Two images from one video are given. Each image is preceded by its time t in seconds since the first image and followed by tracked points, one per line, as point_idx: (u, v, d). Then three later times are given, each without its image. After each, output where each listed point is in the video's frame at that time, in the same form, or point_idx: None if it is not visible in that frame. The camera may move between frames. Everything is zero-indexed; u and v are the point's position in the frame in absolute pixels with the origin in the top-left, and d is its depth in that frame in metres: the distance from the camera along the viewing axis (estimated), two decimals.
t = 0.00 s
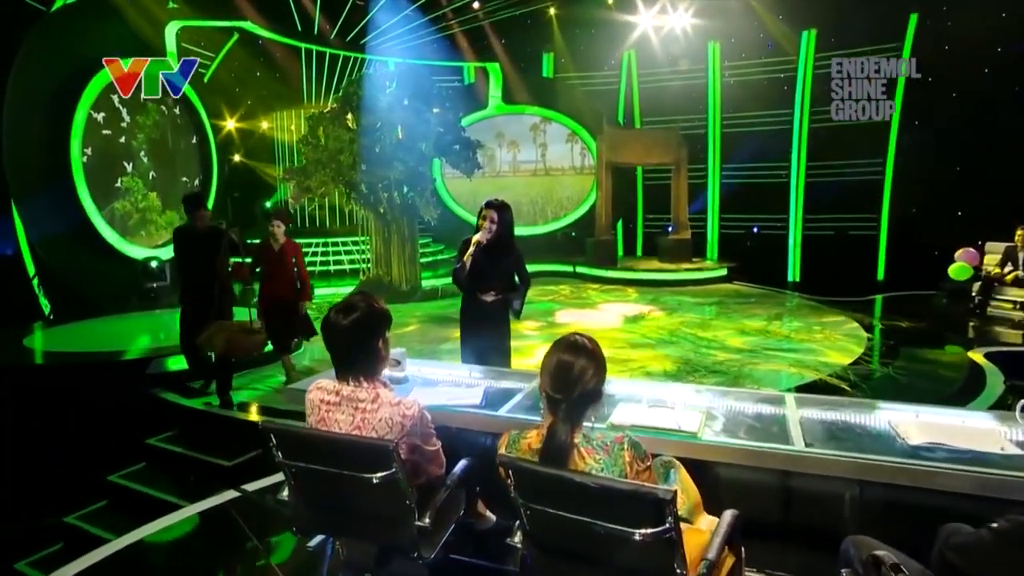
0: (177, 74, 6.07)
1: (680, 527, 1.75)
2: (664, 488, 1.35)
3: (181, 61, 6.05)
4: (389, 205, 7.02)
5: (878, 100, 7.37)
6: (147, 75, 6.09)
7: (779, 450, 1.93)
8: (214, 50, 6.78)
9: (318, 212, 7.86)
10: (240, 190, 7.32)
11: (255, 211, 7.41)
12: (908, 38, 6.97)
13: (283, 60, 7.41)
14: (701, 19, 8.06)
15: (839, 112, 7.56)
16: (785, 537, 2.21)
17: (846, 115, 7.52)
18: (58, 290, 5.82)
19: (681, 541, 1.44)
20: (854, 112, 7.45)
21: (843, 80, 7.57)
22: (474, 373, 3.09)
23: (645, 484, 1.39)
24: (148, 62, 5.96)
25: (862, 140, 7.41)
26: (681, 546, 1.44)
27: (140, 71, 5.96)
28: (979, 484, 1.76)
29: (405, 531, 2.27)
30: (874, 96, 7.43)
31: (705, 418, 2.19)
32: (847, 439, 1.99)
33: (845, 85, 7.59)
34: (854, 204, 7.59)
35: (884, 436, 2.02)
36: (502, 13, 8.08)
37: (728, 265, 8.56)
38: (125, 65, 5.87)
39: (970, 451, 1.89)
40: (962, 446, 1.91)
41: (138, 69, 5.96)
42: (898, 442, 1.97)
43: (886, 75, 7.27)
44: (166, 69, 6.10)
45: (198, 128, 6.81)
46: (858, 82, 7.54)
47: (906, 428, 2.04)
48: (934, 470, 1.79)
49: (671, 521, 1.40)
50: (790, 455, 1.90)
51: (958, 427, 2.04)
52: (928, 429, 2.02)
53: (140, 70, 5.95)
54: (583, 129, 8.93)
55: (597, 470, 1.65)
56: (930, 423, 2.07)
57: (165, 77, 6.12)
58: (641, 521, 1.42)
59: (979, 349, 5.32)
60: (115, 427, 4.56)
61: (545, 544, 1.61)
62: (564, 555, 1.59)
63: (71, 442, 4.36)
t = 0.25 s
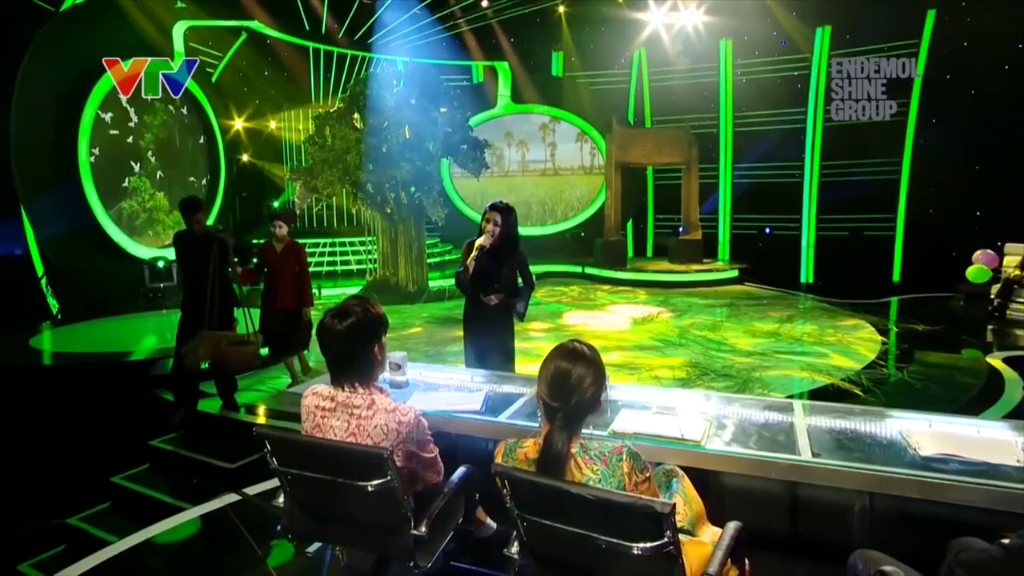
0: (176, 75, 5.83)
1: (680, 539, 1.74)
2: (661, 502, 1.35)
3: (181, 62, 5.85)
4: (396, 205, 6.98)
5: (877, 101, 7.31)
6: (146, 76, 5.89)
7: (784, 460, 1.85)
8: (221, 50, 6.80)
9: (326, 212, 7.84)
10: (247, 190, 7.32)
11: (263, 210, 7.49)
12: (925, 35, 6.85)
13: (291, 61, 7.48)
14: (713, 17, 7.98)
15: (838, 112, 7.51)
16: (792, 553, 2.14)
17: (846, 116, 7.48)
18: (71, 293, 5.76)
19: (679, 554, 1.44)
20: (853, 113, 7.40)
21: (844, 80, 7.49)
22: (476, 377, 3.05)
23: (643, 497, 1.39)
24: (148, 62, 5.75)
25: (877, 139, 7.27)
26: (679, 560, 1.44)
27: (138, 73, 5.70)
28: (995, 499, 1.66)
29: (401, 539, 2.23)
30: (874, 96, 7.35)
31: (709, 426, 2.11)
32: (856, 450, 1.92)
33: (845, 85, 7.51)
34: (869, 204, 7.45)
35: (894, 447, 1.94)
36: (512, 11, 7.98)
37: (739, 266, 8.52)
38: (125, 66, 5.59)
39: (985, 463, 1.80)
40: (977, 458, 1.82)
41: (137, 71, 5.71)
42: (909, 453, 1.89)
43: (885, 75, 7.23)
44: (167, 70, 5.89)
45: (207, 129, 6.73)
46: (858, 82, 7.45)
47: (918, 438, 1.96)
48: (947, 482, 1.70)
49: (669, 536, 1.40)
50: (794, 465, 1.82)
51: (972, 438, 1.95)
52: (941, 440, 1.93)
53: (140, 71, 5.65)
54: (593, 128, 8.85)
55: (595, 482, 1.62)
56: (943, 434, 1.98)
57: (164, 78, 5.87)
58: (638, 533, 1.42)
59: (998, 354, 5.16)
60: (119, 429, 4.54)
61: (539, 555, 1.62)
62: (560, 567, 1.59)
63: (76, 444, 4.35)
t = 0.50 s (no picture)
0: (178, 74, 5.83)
1: (681, 551, 1.68)
2: (659, 516, 1.35)
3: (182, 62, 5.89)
4: (403, 204, 6.93)
5: (877, 101, 7.23)
6: (147, 77, 5.77)
7: (792, 470, 1.79)
8: (230, 48, 6.62)
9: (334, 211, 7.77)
10: (257, 188, 7.09)
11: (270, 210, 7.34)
12: (944, 30, 6.66)
13: (300, 60, 7.45)
14: (726, 13, 7.85)
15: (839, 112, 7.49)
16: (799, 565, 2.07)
17: (847, 116, 7.45)
18: (79, 293, 5.71)
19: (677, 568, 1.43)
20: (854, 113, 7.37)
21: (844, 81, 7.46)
22: (479, 381, 3.01)
23: (642, 509, 1.38)
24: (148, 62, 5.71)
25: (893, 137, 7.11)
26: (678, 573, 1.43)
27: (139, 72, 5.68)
28: (1008, 513, 1.59)
29: (398, 547, 2.18)
30: (874, 96, 7.28)
31: (714, 433, 2.06)
32: (865, 459, 1.86)
33: (845, 85, 7.48)
34: (884, 204, 7.30)
35: (906, 457, 1.88)
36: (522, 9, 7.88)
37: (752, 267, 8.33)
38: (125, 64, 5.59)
39: (1002, 475, 1.73)
40: (993, 470, 1.75)
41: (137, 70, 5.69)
42: (921, 464, 1.83)
43: (886, 75, 7.17)
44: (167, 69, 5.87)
45: (215, 127, 6.50)
46: (858, 82, 7.44)
47: (930, 448, 1.89)
48: (963, 495, 1.63)
49: (667, 550, 1.39)
50: (802, 476, 1.77)
51: (988, 448, 1.87)
52: (956, 449, 1.86)
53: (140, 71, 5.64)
54: (603, 127, 8.87)
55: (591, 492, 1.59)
56: (957, 444, 1.91)
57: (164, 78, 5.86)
58: (636, 546, 1.41)
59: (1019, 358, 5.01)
60: (125, 429, 4.53)
61: (536, 563, 1.62)
62: None
63: (82, 444, 4.34)
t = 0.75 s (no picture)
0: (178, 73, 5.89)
1: (682, 566, 1.77)
2: (655, 532, 1.39)
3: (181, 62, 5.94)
4: (413, 204, 6.87)
5: (877, 101, 7.09)
6: (146, 77, 5.80)
7: (800, 484, 1.83)
8: (242, 47, 6.73)
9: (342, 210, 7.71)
10: (266, 188, 7.12)
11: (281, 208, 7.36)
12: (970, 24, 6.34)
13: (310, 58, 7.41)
14: (742, 9, 7.73)
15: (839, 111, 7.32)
16: None
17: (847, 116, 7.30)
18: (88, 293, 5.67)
19: None
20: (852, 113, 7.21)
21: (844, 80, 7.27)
22: (482, 387, 2.93)
23: (638, 525, 1.42)
24: (147, 62, 5.74)
25: (913, 136, 6.90)
26: None
27: (139, 71, 5.70)
28: None
29: (393, 557, 2.13)
30: (875, 97, 7.11)
31: (719, 443, 2.12)
32: (876, 473, 1.89)
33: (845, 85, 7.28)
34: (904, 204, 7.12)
35: (920, 470, 1.91)
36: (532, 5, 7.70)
37: (767, 269, 8.28)
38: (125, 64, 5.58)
39: (1018, 491, 1.74)
40: (1009, 485, 1.77)
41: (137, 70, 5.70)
42: (935, 478, 1.86)
43: (886, 75, 7.00)
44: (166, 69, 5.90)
45: (225, 126, 6.48)
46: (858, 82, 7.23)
47: (945, 461, 1.92)
48: (979, 513, 1.65)
49: (664, 567, 1.42)
50: (811, 488, 1.81)
51: (1006, 462, 1.90)
52: (972, 463, 1.88)
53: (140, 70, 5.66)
54: (616, 126, 8.72)
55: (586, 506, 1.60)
56: (975, 458, 1.93)
57: (164, 77, 5.89)
58: (630, 562, 1.45)
59: None
60: (134, 430, 4.53)
61: None
62: None
63: (87, 444, 4.32)
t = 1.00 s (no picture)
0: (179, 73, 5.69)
1: None
2: (656, 548, 1.36)
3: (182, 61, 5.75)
4: (424, 204, 6.82)
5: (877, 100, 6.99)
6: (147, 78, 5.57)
7: (811, 496, 1.87)
8: (255, 46, 6.69)
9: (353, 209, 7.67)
10: (279, 187, 7.02)
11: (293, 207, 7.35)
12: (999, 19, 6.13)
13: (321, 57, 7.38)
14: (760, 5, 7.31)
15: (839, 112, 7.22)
16: None
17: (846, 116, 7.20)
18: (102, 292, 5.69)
19: None
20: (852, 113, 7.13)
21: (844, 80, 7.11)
22: (488, 392, 2.86)
23: (637, 541, 1.40)
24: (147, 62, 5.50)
25: (936, 135, 6.74)
26: None
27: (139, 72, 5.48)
28: None
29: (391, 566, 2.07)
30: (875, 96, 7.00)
31: (726, 453, 2.16)
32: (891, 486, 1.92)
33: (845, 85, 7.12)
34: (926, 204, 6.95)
35: (935, 483, 1.95)
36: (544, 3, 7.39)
37: (784, 270, 8.21)
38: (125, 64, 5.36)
39: None
40: None
41: (138, 70, 5.47)
42: (951, 492, 1.89)
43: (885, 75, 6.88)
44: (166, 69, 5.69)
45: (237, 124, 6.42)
46: (858, 81, 7.10)
47: (961, 475, 1.95)
48: (993, 530, 1.67)
49: None
50: (820, 502, 1.85)
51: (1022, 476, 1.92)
52: (989, 477, 1.91)
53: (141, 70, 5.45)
54: (630, 124, 8.71)
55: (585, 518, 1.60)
56: (992, 471, 1.96)
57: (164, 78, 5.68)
58: None
59: None
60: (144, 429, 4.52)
61: None
62: None
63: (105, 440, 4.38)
